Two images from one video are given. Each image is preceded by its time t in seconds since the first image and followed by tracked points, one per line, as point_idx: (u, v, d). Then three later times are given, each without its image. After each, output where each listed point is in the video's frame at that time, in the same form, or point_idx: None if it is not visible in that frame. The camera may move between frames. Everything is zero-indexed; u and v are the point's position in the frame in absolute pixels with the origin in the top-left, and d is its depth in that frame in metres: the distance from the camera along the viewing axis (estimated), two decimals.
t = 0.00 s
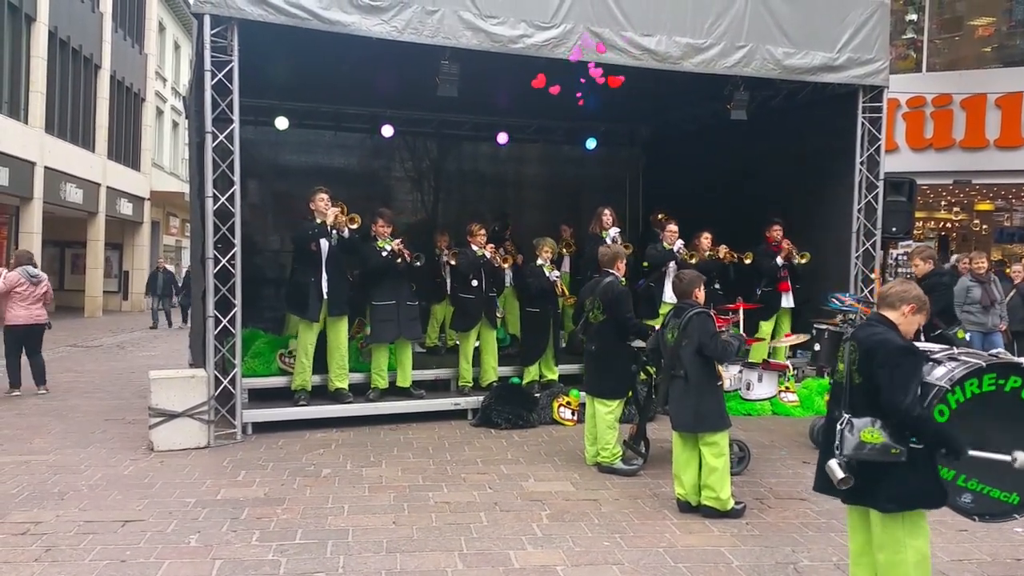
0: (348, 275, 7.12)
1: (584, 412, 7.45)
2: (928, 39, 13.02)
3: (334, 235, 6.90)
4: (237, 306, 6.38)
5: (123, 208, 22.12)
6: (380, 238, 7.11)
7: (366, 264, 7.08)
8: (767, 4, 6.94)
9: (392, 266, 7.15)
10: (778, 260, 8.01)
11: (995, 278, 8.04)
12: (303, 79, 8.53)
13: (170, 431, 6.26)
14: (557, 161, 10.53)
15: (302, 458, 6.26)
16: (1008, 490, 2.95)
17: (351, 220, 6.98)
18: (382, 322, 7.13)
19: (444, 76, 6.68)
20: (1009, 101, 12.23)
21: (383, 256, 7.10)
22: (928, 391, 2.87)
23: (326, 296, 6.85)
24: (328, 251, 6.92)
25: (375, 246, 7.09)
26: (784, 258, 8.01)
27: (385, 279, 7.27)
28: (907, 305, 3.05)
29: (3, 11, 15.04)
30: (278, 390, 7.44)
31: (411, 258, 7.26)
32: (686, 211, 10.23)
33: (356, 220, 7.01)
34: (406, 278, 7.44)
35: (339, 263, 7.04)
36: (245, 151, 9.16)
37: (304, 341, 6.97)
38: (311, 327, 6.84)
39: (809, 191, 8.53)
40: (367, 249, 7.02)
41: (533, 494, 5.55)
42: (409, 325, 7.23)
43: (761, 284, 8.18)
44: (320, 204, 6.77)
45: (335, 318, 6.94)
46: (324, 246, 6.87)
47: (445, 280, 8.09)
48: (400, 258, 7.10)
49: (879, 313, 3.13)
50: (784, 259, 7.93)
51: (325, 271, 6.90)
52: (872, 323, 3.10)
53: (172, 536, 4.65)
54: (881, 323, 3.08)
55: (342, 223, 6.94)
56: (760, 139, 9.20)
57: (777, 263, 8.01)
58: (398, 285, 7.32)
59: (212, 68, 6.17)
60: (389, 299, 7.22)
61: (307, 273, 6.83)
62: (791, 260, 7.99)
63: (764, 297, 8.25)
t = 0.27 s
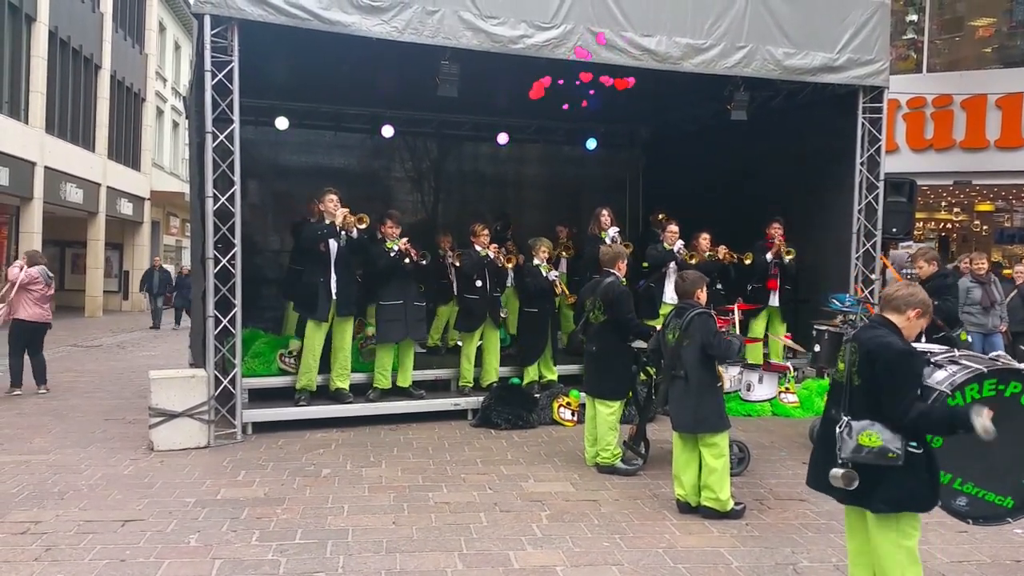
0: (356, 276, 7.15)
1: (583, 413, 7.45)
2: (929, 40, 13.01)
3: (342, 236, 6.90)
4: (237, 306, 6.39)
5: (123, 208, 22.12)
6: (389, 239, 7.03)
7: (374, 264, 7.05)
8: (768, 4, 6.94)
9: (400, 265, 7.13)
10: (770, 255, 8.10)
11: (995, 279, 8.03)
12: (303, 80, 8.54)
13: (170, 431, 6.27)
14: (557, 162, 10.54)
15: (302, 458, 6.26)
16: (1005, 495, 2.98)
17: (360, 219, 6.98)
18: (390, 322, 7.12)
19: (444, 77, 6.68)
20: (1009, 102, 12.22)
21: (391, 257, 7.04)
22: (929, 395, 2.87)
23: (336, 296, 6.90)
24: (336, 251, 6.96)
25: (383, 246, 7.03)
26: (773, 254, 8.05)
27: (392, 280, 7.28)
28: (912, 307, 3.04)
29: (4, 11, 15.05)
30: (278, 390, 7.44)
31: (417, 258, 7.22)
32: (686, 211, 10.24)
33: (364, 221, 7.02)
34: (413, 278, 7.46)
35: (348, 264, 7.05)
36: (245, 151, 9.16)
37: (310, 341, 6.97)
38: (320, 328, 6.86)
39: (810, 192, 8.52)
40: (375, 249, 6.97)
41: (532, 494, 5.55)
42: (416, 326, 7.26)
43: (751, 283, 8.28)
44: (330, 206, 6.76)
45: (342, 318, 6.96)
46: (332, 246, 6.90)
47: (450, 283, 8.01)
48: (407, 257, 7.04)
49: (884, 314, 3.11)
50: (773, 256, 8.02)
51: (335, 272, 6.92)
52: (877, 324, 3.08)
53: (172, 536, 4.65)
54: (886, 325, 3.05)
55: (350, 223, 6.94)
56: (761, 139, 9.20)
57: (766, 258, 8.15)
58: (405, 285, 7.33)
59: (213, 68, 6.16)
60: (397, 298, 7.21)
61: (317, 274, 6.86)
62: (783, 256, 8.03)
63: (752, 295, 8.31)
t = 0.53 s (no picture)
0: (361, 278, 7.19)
1: (583, 414, 7.45)
2: (929, 42, 13.03)
3: (349, 237, 6.93)
4: (237, 306, 6.39)
5: (123, 208, 22.12)
6: (397, 239, 7.08)
7: (382, 264, 7.07)
8: (769, 7, 6.95)
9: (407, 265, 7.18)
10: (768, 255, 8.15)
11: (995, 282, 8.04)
12: (303, 80, 8.54)
13: (169, 431, 6.26)
14: (557, 163, 10.54)
15: (302, 459, 6.26)
16: (1002, 498, 3.00)
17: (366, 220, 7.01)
18: (396, 321, 7.14)
19: (445, 77, 6.68)
20: (1009, 104, 12.23)
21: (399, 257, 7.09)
22: (925, 398, 2.88)
23: (340, 296, 6.91)
24: (342, 252, 7.01)
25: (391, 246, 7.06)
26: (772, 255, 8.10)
27: (400, 280, 7.27)
28: (916, 312, 3.02)
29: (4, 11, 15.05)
30: (278, 390, 7.44)
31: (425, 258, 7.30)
32: (686, 212, 10.24)
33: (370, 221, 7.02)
34: (421, 278, 7.45)
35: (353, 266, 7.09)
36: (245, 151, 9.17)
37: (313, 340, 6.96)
38: (323, 327, 6.85)
39: (810, 194, 8.53)
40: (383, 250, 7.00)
41: (532, 495, 5.55)
42: (420, 327, 7.26)
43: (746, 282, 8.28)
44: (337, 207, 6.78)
45: (346, 319, 6.96)
46: (339, 246, 6.95)
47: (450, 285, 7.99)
48: (414, 256, 7.13)
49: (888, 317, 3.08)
50: (772, 256, 8.06)
51: (339, 273, 6.96)
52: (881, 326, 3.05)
53: (172, 536, 4.65)
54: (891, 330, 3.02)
55: (357, 225, 6.97)
56: (761, 141, 9.21)
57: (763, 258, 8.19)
58: (412, 285, 7.33)
59: (213, 68, 6.16)
60: (403, 298, 7.21)
61: (323, 273, 6.87)
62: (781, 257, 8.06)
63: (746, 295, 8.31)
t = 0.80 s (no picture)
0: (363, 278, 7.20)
1: (583, 414, 7.45)
2: (929, 43, 13.02)
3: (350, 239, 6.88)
4: (238, 306, 6.40)
5: (123, 209, 22.15)
6: (402, 240, 7.10)
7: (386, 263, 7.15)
8: (769, 7, 6.95)
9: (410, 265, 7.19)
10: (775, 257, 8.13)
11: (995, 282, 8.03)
12: (304, 81, 8.55)
13: (170, 431, 6.27)
14: (558, 163, 10.55)
15: (302, 459, 6.26)
16: (1006, 496, 3.01)
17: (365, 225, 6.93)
18: (398, 321, 7.15)
19: (445, 78, 6.68)
20: (1009, 105, 12.22)
21: (402, 256, 7.11)
22: (925, 398, 2.88)
23: (340, 297, 6.90)
24: (346, 252, 7.00)
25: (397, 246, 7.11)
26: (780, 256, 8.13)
27: (403, 279, 7.30)
28: (907, 313, 3.04)
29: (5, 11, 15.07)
30: (278, 390, 7.44)
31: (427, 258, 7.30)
32: (687, 213, 10.24)
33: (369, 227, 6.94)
34: (425, 278, 7.45)
35: (356, 267, 7.09)
36: (245, 152, 9.17)
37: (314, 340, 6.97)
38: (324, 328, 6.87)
39: (811, 195, 8.52)
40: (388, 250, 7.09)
41: (532, 495, 5.55)
42: (422, 327, 7.25)
43: (750, 282, 8.23)
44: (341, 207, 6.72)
45: (347, 319, 6.97)
46: (341, 247, 6.95)
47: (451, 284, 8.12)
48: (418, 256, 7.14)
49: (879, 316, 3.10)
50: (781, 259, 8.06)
51: (340, 274, 6.95)
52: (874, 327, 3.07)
53: (172, 535, 4.65)
54: (883, 331, 3.03)
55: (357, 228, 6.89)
56: (761, 141, 9.21)
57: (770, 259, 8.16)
58: (416, 284, 7.35)
59: (214, 69, 6.16)
60: (404, 298, 7.21)
61: (324, 273, 6.88)
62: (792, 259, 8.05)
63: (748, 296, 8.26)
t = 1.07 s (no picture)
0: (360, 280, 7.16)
1: (584, 415, 7.45)
2: (929, 41, 13.00)
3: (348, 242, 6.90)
4: (238, 307, 6.40)
5: (124, 210, 22.18)
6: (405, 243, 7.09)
7: (386, 262, 7.20)
8: (769, 6, 6.94)
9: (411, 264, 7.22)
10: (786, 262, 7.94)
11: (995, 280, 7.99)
12: (304, 82, 8.56)
13: (171, 431, 6.28)
14: (558, 163, 10.55)
15: (302, 459, 6.27)
16: (1008, 490, 3.00)
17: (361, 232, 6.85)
18: (398, 321, 7.14)
19: (444, 78, 6.68)
20: (1010, 103, 12.21)
21: (404, 258, 7.15)
22: (929, 395, 2.87)
23: (337, 297, 6.91)
24: (343, 256, 7.01)
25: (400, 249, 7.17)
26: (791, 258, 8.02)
27: (404, 279, 7.32)
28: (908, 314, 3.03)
29: (5, 12, 15.10)
30: (279, 391, 7.45)
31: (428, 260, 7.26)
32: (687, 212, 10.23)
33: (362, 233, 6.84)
34: (426, 279, 7.45)
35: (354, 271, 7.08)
36: (245, 153, 9.18)
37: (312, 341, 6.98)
38: (321, 329, 6.87)
39: (811, 196, 8.52)
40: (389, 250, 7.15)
41: (532, 496, 5.55)
42: (421, 327, 7.23)
43: (761, 283, 8.18)
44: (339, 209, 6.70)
45: (345, 320, 6.94)
46: (339, 251, 6.95)
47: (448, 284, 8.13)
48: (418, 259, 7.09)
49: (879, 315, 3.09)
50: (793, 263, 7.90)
51: (338, 276, 6.94)
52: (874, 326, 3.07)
53: (172, 536, 4.66)
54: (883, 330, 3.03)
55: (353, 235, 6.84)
56: (761, 141, 9.19)
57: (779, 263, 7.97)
58: (417, 284, 7.34)
59: (213, 70, 6.16)
60: (404, 298, 7.22)
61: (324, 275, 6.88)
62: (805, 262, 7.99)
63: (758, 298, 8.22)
